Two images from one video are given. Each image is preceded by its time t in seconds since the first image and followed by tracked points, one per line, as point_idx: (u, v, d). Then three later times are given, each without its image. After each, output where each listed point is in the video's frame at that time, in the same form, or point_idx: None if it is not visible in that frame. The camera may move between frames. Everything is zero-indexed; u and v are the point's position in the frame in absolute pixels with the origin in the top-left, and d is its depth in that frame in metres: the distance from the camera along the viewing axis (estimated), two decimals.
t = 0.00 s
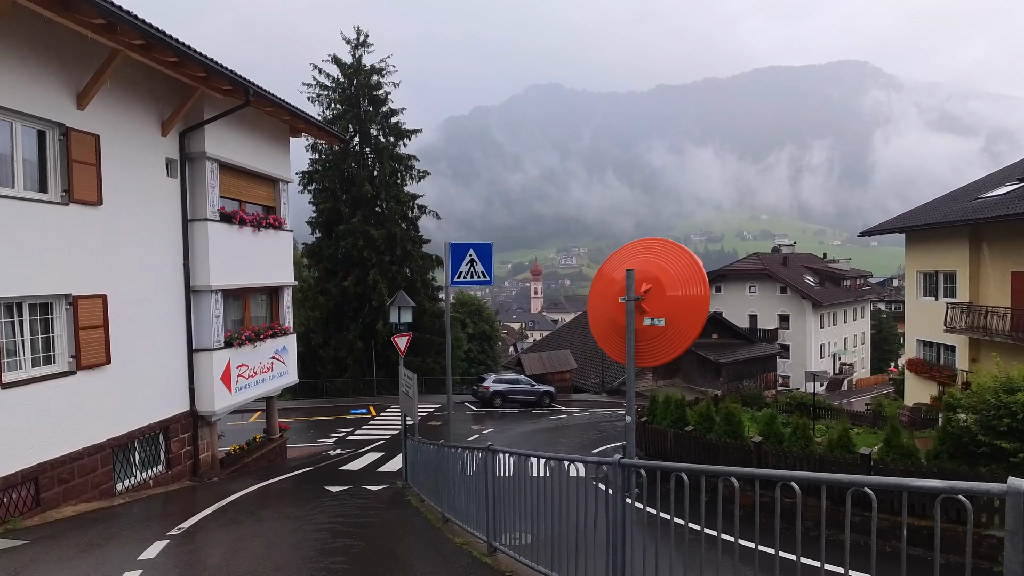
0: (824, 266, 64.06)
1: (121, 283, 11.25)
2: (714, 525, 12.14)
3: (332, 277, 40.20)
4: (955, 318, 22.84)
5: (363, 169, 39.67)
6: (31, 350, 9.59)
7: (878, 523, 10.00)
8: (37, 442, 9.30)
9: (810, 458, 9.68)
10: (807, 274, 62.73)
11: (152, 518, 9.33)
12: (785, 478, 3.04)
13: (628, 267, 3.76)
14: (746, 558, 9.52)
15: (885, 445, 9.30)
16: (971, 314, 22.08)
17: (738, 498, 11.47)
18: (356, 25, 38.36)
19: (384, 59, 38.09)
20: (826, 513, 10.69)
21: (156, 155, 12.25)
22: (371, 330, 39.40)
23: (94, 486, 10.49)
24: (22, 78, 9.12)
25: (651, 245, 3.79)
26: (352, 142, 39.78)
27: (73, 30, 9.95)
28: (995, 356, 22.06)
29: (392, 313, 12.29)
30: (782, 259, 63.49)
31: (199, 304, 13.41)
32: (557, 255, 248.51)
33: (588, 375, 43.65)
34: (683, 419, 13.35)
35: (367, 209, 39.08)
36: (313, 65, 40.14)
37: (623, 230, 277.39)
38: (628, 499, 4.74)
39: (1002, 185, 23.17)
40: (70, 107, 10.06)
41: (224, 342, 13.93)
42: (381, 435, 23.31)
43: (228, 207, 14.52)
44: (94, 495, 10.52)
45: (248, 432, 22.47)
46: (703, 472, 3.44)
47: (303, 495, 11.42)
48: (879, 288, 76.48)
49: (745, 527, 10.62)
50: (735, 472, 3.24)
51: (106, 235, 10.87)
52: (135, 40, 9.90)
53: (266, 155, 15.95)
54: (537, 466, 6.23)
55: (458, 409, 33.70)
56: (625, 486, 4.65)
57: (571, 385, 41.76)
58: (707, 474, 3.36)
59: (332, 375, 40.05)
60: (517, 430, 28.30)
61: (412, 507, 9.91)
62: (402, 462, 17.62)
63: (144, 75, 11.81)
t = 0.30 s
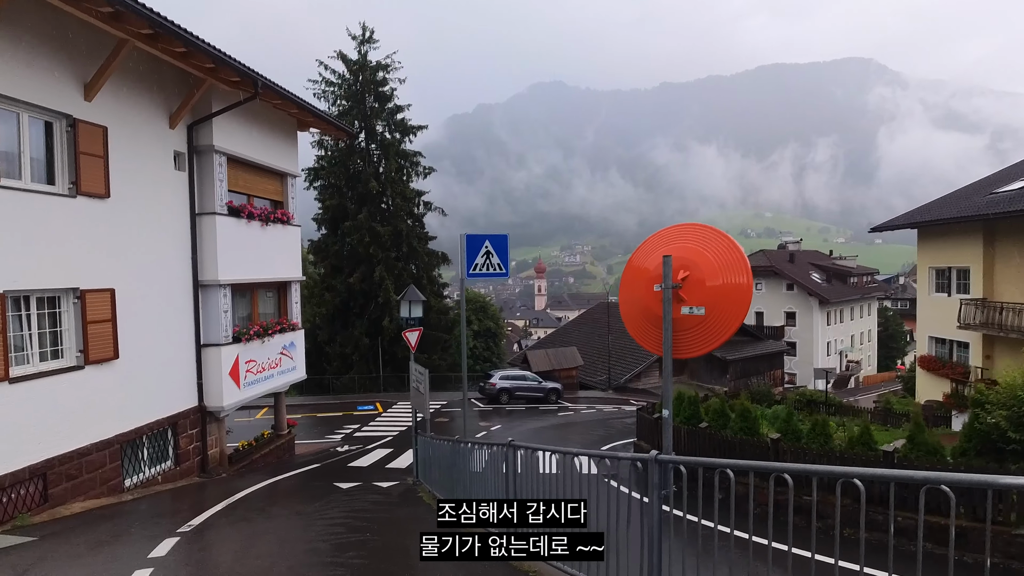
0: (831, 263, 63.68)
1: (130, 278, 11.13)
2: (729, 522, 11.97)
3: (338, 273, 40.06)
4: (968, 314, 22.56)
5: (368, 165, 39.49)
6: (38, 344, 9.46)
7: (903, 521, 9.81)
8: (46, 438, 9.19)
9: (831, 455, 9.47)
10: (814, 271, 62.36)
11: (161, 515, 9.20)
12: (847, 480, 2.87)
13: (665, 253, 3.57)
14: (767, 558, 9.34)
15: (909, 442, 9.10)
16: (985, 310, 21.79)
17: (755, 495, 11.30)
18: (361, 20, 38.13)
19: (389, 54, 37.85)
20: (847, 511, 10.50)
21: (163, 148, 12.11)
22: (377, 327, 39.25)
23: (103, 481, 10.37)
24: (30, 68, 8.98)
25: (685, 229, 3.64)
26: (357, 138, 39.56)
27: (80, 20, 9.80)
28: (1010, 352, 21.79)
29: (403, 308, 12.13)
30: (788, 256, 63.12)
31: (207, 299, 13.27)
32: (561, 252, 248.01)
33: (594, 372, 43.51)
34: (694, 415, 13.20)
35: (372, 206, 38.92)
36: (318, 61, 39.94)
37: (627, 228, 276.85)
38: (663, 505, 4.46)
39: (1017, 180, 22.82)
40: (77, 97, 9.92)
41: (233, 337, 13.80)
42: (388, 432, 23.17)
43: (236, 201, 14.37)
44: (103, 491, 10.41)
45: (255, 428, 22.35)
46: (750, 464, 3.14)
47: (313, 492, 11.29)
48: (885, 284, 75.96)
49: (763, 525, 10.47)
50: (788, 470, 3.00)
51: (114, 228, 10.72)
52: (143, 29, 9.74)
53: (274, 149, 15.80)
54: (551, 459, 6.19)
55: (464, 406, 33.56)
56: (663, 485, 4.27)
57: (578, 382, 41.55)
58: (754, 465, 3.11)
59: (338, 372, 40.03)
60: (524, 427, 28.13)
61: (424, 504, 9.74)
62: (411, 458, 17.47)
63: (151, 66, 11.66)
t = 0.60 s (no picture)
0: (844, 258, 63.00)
1: (141, 271, 11.01)
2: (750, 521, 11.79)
3: (347, 269, 39.97)
4: (991, 309, 22.11)
5: (377, 161, 39.30)
6: (49, 339, 9.33)
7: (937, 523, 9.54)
8: (58, 433, 9.08)
9: (859, 453, 9.20)
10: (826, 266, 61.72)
11: (175, 511, 9.09)
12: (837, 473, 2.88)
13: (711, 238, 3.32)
14: (793, 558, 9.09)
15: (943, 440, 8.82)
16: (1009, 305, 21.33)
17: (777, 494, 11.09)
18: (370, 15, 37.88)
19: (397, 48, 37.59)
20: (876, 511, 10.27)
21: (174, 141, 11.96)
22: (387, 323, 39.10)
23: (116, 478, 10.27)
24: (40, 58, 8.83)
25: (724, 215, 3.43)
26: (366, 133, 39.41)
27: (89, 8, 9.63)
28: None
29: (416, 302, 11.95)
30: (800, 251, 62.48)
31: (218, 293, 13.14)
32: (569, 248, 247.39)
33: (605, 368, 43.25)
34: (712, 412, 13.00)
35: (381, 201, 38.76)
36: (327, 56, 39.75)
37: (635, 223, 275.88)
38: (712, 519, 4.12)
39: None
40: (87, 89, 9.77)
41: (245, 332, 13.67)
42: (399, 427, 23.04)
43: (246, 194, 14.22)
44: (115, 487, 10.30)
45: (266, 424, 22.26)
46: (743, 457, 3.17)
47: (328, 488, 11.15)
48: (897, 279, 75.15)
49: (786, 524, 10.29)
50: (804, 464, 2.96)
51: (124, 221, 10.56)
52: (152, 19, 9.56)
53: (284, 142, 15.61)
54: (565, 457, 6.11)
55: (475, 402, 33.39)
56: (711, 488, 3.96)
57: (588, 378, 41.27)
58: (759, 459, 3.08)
59: (348, 368, 40.03)
60: (536, 423, 27.93)
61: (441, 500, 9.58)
62: (424, 454, 17.31)
63: (161, 57, 11.50)
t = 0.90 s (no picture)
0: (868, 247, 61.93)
1: (165, 262, 10.97)
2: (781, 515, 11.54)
3: (365, 262, 39.99)
4: None
5: (394, 152, 39.15)
6: (75, 330, 9.30)
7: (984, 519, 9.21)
8: (84, 425, 9.05)
9: (899, 447, 8.90)
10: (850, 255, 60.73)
11: (200, 503, 9.05)
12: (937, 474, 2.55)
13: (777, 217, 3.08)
14: (830, 553, 8.83)
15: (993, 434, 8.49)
16: None
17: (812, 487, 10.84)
18: (386, 5, 37.62)
19: (413, 39, 37.31)
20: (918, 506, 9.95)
21: (195, 131, 11.87)
22: (406, 315, 39.05)
23: (142, 469, 10.26)
24: (60, 46, 8.73)
25: (787, 193, 3.21)
26: (383, 125, 39.25)
27: None
28: None
29: (439, 292, 11.78)
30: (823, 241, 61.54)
31: (240, 284, 13.07)
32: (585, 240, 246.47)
33: (625, 360, 42.96)
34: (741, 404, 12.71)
35: (399, 192, 38.65)
36: (343, 47, 39.58)
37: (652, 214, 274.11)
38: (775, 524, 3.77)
39: None
40: (108, 78, 9.69)
41: (267, 324, 13.61)
42: (420, 419, 23.00)
43: (267, 185, 14.14)
44: (142, 478, 10.29)
45: (288, 415, 22.34)
46: (804, 456, 2.88)
47: (352, 480, 11.07)
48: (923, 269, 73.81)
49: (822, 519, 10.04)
50: (868, 461, 2.72)
51: (146, 211, 10.50)
52: (172, 6, 9.43)
53: (304, 132, 15.48)
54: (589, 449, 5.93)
55: (494, 394, 33.31)
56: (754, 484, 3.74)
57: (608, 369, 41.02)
58: (822, 457, 2.80)
59: (366, 359, 40.15)
60: (557, 415, 27.77)
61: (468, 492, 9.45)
62: (445, 446, 17.20)
63: (180, 46, 11.38)
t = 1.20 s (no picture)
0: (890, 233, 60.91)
1: (185, 250, 10.90)
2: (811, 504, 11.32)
3: (381, 251, 39.96)
4: None
5: (408, 141, 38.96)
6: (97, 320, 9.25)
7: None
8: (108, 415, 9.01)
9: (940, 435, 8.61)
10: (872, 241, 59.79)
11: (225, 492, 8.98)
12: (999, 463, 2.45)
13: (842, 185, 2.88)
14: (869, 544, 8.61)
15: None
16: None
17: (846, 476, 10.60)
18: None
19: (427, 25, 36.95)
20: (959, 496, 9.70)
21: (212, 118, 11.75)
22: (422, 304, 38.99)
23: (166, 458, 10.23)
24: (75, 32, 8.60)
25: (846, 163, 3.04)
26: (397, 113, 39.05)
27: None
28: None
29: (461, 279, 11.61)
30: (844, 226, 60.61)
31: (260, 273, 12.99)
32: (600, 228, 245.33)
33: (643, 348, 42.65)
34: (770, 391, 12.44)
35: (414, 181, 38.50)
36: (356, 35, 39.33)
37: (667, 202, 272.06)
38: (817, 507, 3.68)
39: None
40: (125, 65, 9.58)
41: (287, 312, 13.53)
42: (439, 407, 22.96)
43: (285, 172, 14.04)
44: (167, 467, 10.28)
45: (307, 405, 22.38)
46: (878, 444, 2.64)
47: (375, 469, 10.99)
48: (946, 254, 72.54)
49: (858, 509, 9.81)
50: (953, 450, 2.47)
51: (166, 199, 10.41)
52: None
53: (320, 119, 15.34)
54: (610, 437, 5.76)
55: (512, 382, 33.23)
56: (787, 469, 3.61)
57: (626, 357, 40.78)
58: (899, 445, 2.57)
59: (383, 349, 40.21)
60: (576, 403, 27.61)
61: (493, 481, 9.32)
62: (466, 434, 17.11)
63: (196, 32, 11.24)
